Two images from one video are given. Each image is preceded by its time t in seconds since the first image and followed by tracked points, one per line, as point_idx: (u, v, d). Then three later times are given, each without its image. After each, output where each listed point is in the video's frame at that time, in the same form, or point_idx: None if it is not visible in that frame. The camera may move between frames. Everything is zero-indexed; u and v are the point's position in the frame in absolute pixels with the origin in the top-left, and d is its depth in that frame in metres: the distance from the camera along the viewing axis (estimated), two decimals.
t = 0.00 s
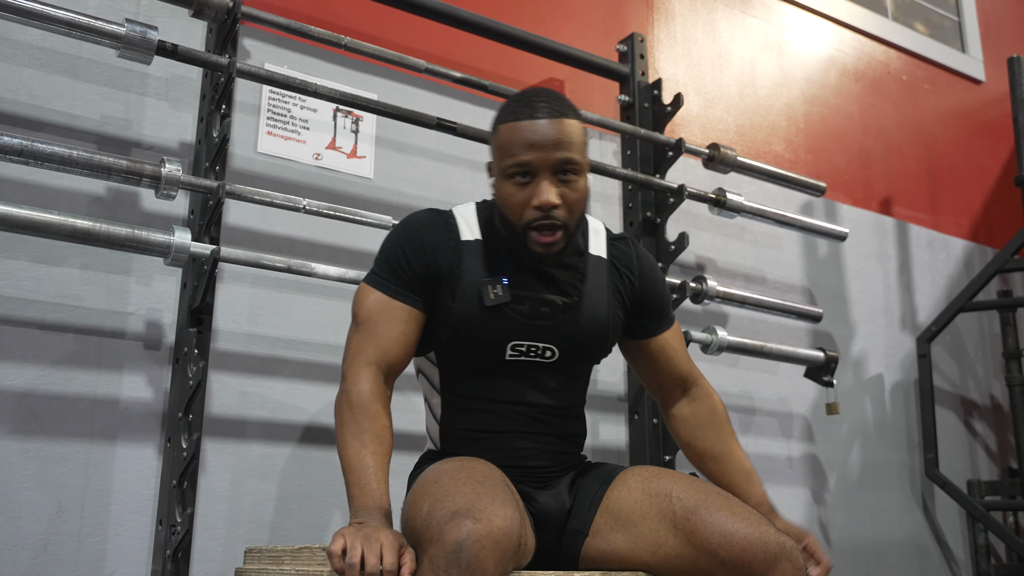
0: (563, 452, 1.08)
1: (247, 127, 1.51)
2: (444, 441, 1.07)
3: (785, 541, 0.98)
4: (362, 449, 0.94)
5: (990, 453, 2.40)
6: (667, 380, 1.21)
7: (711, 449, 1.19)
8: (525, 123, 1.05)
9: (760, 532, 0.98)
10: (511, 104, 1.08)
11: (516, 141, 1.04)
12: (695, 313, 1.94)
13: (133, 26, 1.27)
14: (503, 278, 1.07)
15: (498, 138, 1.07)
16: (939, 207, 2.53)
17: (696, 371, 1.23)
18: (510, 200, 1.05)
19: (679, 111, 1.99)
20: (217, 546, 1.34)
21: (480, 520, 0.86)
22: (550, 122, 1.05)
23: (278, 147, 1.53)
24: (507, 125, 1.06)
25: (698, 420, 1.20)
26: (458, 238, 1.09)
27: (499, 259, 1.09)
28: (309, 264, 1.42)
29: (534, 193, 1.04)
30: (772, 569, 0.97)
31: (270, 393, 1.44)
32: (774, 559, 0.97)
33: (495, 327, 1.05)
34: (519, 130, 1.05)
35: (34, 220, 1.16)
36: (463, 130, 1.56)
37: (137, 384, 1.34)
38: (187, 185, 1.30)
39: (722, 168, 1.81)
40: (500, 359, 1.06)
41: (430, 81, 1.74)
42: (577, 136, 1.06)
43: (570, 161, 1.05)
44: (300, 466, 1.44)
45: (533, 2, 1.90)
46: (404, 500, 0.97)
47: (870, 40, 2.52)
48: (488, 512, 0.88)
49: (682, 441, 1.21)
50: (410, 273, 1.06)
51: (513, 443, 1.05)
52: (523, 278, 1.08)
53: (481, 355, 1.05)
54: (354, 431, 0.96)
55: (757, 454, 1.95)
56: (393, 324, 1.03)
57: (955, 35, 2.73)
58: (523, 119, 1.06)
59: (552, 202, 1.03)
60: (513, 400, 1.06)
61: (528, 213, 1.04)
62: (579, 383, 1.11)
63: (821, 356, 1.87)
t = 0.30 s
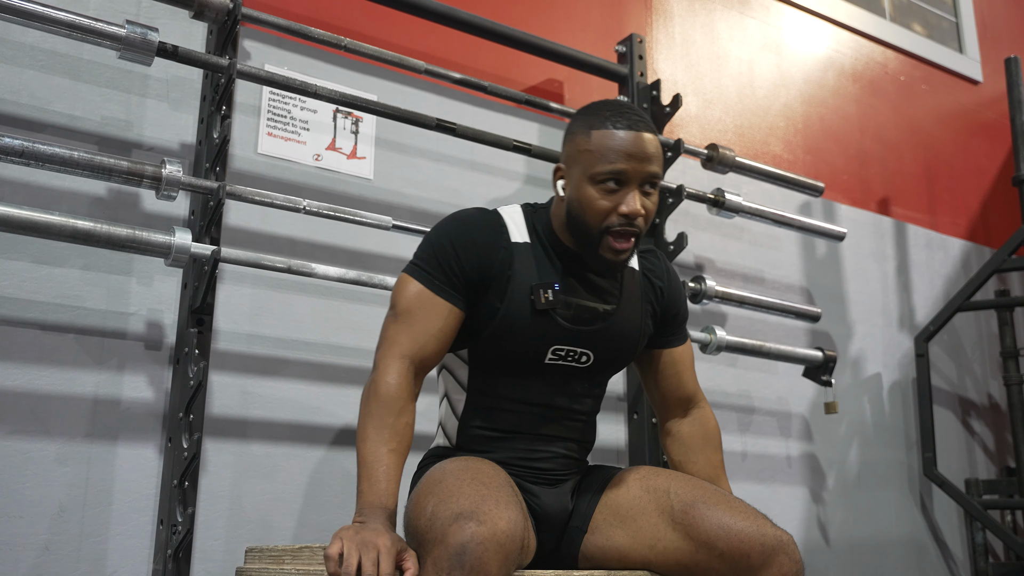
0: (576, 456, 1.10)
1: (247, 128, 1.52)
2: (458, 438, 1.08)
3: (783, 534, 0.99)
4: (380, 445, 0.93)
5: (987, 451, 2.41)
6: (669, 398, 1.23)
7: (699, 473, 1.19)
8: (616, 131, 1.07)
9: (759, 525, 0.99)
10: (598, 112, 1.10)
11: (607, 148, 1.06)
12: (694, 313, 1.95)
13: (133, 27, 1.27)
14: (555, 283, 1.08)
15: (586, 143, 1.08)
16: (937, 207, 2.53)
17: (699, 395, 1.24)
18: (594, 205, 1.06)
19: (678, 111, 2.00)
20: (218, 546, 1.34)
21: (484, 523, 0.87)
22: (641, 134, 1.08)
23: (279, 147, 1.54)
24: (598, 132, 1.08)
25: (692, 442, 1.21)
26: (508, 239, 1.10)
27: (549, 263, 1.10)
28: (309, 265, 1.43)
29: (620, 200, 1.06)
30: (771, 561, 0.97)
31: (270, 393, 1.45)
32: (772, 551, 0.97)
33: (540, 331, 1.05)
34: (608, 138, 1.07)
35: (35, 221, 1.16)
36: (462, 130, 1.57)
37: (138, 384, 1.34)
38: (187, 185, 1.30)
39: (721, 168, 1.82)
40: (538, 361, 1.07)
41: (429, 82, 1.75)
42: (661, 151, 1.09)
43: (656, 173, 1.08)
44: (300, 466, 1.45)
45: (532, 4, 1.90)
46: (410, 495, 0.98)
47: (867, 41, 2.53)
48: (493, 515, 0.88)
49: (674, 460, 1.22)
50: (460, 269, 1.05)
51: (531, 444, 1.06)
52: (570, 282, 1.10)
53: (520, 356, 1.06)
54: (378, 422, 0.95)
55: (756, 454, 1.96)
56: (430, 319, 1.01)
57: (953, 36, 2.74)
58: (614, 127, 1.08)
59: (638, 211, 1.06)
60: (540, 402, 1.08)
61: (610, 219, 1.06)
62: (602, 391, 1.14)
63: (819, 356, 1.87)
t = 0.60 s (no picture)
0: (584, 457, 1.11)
1: (248, 129, 1.52)
2: (469, 436, 1.08)
3: (787, 535, 1.00)
4: (392, 445, 0.93)
5: (986, 451, 2.41)
6: (677, 394, 1.24)
7: (703, 471, 1.20)
8: (640, 133, 1.08)
9: (763, 525, 1.00)
10: (621, 113, 1.11)
11: (632, 149, 1.07)
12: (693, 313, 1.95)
13: (134, 28, 1.27)
14: (576, 282, 1.08)
15: (611, 144, 1.09)
16: (935, 207, 2.54)
17: (708, 392, 1.24)
18: (618, 206, 1.07)
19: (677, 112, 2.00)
20: (219, 545, 1.35)
21: (484, 526, 0.87)
22: (665, 136, 1.09)
23: (279, 148, 1.54)
24: (622, 133, 1.09)
25: (698, 439, 1.22)
26: (531, 237, 1.10)
27: (569, 262, 1.11)
28: (310, 265, 1.43)
29: (645, 201, 1.07)
30: (775, 560, 0.98)
31: (271, 394, 1.45)
32: (776, 550, 0.98)
33: (561, 330, 1.06)
34: (633, 140, 1.08)
35: (37, 222, 1.16)
36: (462, 131, 1.57)
37: (139, 384, 1.35)
38: (188, 186, 1.30)
39: (720, 169, 1.82)
40: (555, 360, 1.07)
41: (429, 83, 1.75)
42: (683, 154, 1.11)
43: (678, 176, 1.09)
44: (301, 465, 1.45)
45: (532, 5, 1.91)
46: (412, 494, 0.99)
47: (866, 41, 2.53)
48: (493, 518, 0.89)
49: (679, 456, 1.23)
50: (485, 266, 1.04)
51: (539, 444, 1.07)
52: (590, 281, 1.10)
53: (540, 354, 1.06)
54: (392, 422, 0.95)
55: (755, 453, 1.96)
56: (453, 318, 1.01)
57: (951, 37, 2.75)
58: (638, 129, 1.09)
59: (662, 213, 1.07)
60: (555, 400, 1.08)
61: (633, 220, 1.07)
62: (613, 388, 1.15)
63: (818, 356, 1.87)
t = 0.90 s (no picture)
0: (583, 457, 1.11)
1: (248, 129, 1.52)
2: (466, 436, 1.08)
3: (786, 536, 1.00)
4: (390, 444, 0.94)
5: (985, 450, 2.41)
6: (679, 394, 1.24)
7: (704, 471, 1.21)
8: (636, 124, 1.10)
9: (762, 525, 1.00)
10: (613, 107, 1.13)
11: (630, 141, 1.09)
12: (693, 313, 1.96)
13: (135, 29, 1.28)
14: (574, 279, 1.08)
15: (608, 137, 1.11)
16: (935, 207, 2.54)
17: (711, 391, 1.24)
18: (621, 197, 1.09)
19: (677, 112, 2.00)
20: (220, 545, 1.35)
21: (486, 526, 0.87)
22: (660, 126, 1.11)
23: (280, 148, 1.55)
24: (618, 126, 1.11)
25: (700, 439, 1.22)
26: (527, 233, 1.10)
27: (566, 259, 1.11)
28: (311, 266, 1.43)
29: (646, 191, 1.09)
30: (774, 561, 0.98)
31: (272, 394, 1.45)
32: (775, 551, 0.98)
33: (558, 326, 1.06)
34: (629, 132, 1.10)
35: (38, 222, 1.17)
36: (462, 131, 1.57)
37: (140, 384, 1.35)
38: (189, 187, 1.31)
39: (720, 169, 1.83)
40: (553, 357, 1.07)
41: (430, 84, 1.76)
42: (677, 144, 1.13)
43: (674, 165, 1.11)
44: (301, 465, 1.45)
45: (532, 5, 1.91)
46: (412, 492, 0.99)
47: (865, 42, 2.54)
48: (494, 518, 0.89)
49: (680, 455, 1.23)
50: (481, 262, 1.05)
51: (537, 445, 1.07)
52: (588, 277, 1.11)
53: (537, 351, 1.07)
54: (390, 420, 0.95)
55: (755, 452, 1.96)
56: (449, 314, 1.01)
57: (950, 37, 2.75)
58: (633, 121, 1.11)
59: (664, 201, 1.09)
60: (553, 398, 1.08)
61: (638, 210, 1.08)
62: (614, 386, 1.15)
63: (818, 356, 1.88)
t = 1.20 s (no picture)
0: (578, 457, 1.12)
1: (249, 130, 1.53)
2: (460, 435, 1.09)
3: (786, 535, 1.00)
4: (388, 444, 0.94)
5: (984, 449, 2.42)
6: (679, 394, 1.25)
7: (704, 471, 1.21)
8: (616, 120, 1.10)
9: (761, 526, 1.00)
10: (596, 103, 1.13)
11: (609, 136, 1.09)
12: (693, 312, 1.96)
13: (137, 30, 1.28)
14: (557, 276, 1.09)
15: (588, 133, 1.11)
16: (933, 207, 2.55)
17: (711, 392, 1.25)
18: (600, 192, 1.08)
19: (677, 112, 2.01)
20: (221, 544, 1.35)
21: (478, 524, 0.88)
22: (641, 122, 1.11)
23: (280, 149, 1.55)
24: (599, 121, 1.11)
25: (700, 439, 1.22)
26: (513, 231, 1.11)
27: (552, 257, 1.12)
28: (312, 266, 1.43)
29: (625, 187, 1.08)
30: (774, 561, 0.98)
31: (273, 394, 1.46)
32: (775, 551, 0.99)
33: (542, 323, 1.07)
34: (609, 127, 1.10)
35: (39, 222, 1.17)
36: (462, 132, 1.58)
37: (142, 384, 1.35)
38: (190, 187, 1.31)
39: (719, 169, 1.83)
40: (540, 355, 1.08)
41: (430, 84, 1.76)
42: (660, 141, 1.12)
43: (656, 162, 1.11)
44: (302, 464, 1.46)
45: (532, 6, 1.92)
46: (407, 492, 1.00)
47: (865, 43, 2.54)
48: (486, 517, 0.89)
49: (681, 455, 1.24)
50: (467, 260, 1.06)
51: (530, 445, 1.08)
52: (574, 275, 1.11)
53: (524, 349, 1.07)
54: (387, 420, 0.95)
55: (754, 452, 1.97)
56: (441, 313, 1.03)
57: (949, 37, 2.76)
58: (614, 116, 1.10)
59: (642, 197, 1.08)
60: (543, 397, 1.09)
61: (616, 206, 1.08)
62: (608, 386, 1.15)
63: (817, 355, 1.88)
